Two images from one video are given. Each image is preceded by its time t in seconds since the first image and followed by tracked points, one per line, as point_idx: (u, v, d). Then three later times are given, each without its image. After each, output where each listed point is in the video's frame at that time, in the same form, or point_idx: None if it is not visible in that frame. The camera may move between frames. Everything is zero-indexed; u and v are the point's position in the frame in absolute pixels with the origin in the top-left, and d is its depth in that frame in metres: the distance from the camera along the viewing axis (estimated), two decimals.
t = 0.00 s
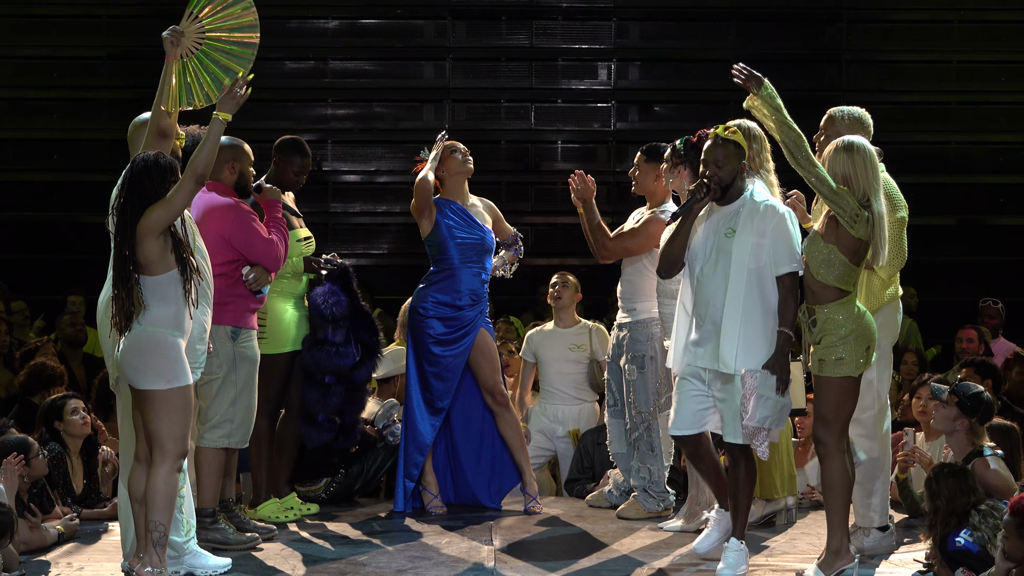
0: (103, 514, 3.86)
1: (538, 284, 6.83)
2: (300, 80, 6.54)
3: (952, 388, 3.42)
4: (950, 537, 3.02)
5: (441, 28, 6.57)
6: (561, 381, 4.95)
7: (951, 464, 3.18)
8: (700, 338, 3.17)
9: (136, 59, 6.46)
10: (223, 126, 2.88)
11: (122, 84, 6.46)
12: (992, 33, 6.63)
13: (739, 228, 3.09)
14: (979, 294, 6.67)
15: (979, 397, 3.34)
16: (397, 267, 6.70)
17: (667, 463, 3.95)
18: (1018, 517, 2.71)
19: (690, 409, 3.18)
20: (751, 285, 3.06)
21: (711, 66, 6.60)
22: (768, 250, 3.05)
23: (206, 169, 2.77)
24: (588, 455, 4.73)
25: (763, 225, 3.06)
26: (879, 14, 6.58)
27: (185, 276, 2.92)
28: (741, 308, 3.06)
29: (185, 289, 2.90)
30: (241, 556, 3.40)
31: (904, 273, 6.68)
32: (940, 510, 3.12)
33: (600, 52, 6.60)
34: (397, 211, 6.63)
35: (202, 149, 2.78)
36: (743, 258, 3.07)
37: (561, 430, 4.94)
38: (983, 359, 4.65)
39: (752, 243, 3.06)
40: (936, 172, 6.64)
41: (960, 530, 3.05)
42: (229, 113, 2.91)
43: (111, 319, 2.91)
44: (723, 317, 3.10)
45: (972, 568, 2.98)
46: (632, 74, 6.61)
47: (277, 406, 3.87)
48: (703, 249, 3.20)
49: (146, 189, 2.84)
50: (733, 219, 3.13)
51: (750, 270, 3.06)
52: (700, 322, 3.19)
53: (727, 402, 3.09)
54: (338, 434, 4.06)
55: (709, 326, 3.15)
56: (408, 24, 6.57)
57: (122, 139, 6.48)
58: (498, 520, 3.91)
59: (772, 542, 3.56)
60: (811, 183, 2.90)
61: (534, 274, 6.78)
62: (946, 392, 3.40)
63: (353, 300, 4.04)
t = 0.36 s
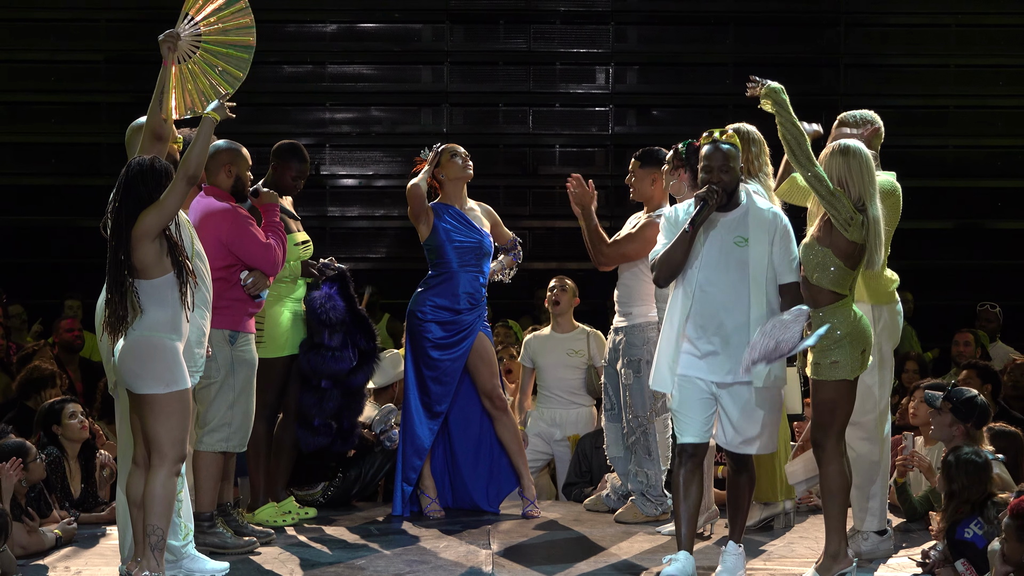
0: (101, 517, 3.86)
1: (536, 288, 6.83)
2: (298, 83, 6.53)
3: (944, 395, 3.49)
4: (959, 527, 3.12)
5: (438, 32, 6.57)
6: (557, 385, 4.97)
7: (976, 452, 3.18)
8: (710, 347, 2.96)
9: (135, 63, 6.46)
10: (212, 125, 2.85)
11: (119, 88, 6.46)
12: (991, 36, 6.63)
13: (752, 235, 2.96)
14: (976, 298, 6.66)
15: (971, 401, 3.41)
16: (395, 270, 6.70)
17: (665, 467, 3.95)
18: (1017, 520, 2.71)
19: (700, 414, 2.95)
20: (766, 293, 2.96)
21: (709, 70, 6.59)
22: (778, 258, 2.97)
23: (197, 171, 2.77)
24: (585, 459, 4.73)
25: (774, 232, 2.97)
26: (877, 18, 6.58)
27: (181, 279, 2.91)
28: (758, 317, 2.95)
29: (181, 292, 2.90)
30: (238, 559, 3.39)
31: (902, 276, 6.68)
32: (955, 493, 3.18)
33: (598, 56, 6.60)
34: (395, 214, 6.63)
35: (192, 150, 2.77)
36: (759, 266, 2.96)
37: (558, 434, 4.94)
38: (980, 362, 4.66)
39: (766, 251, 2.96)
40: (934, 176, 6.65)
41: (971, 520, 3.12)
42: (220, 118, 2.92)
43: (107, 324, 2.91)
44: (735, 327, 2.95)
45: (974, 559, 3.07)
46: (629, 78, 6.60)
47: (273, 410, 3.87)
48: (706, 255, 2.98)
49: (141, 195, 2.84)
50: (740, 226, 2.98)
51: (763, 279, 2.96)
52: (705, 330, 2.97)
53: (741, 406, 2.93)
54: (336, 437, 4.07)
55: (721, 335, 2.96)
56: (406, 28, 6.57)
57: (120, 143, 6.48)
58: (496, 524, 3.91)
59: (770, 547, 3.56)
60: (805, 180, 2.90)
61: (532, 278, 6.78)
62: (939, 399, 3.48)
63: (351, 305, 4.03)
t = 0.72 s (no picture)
0: (100, 519, 3.86)
1: (535, 289, 6.82)
2: (297, 85, 6.53)
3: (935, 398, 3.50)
4: (980, 515, 3.08)
5: (437, 34, 6.57)
6: (556, 387, 4.97)
7: (1002, 434, 3.22)
8: (701, 356, 2.69)
9: (135, 66, 6.46)
10: (208, 137, 2.79)
11: (118, 90, 6.46)
12: (990, 39, 6.63)
13: (741, 237, 2.73)
14: (975, 300, 6.66)
15: (965, 401, 3.43)
16: (394, 272, 6.70)
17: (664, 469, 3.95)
18: (1015, 523, 2.71)
19: (689, 427, 2.69)
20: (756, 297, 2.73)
21: (708, 72, 6.59)
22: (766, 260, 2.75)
23: (193, 177, 2.75)
24: (584, 462, 4.73)
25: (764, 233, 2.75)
26: (877, 20, 6.57)
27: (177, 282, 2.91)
28: (748, 323, 2.72)
29: (177, 295, 2.90)
30: (237, 561, 3.40)
31: (901, 278, 6.67)
32: (982, 474, 3.18)
33: (597, 58, 6.60)
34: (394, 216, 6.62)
35: (191, 155, 2.76)
36: (749, 269, 2.73)
37: (557, 436, 4.94)
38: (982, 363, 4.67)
39: (756, 253, 2.74)
40: (933, 178, 6.65)
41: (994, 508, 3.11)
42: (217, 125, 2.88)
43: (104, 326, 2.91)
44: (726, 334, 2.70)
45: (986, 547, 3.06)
46: (628, 80, 6.60)
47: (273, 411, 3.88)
48: (694, 256, 2.71)
49: (138, 197, 2.84)
50: (727, 228, 2.73)
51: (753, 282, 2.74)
52: (695, 337, 2.69)
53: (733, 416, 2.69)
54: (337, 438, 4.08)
55: (711, 343, 2.69)
56: (405, 30, 6.56)
57: (119, 145, 6.48)
58: (494, 526, 3.91)
59: (770, 549, 3.56)
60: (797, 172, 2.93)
61: (531, 280, 6.78)
62: (933, 402, 3.49)
63: (350, 306, 4.03)
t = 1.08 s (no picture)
0: (99, 521, 3.87)
1: (535, 291, 6.82)
2: (297, 86, 6.54)
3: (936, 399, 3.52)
4: (991, 516, 3.07)
5: (437, 35, 6.57)
6: (556, 389, 4.96)
7: (1016, 435, 3.22)
8: (700, 371, 2.54)
9: (135, 68, 6.47)
10: (216, 144, 2.80)
11: (118, 92, 6.47)
12: (990, 40, 6.63)
13: (746, 249, 2.60)
14: (975, 302, 6.65)
15: (962, 402, 3.43)
16: (393, 274, 6.69)
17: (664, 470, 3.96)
18: (1016, 524, 2.71)
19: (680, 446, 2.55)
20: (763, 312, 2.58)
21: (708, 73, 6.59)
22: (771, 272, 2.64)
23: (196, 183, 2.76)
24: (584, 463, 4.73)
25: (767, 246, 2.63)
26: (876, 21, 6.57)
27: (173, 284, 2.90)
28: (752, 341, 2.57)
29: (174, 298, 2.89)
30: (237, 562, 3.40)
31: (901, 280, 6.67)
32: (998, 474, 3.15)
33: (596, 60, 6.60)
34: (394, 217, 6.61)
35: (194, 161, 2.78)
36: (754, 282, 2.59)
37: (556, 437, 4.94)
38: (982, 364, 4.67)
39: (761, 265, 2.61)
40: (933, 179, 6.65)
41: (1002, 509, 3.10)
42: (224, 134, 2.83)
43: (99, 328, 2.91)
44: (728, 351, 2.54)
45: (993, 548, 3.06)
46: (628, 81, 6.60)
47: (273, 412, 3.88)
48: (697, 267, 2.57)
49: (134, 200, 2.83)
50: (733, 239, 2.60)
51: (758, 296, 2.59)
52: (693, 353, 2.55)
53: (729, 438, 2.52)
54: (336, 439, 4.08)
55: (713, 358, 2.54)
56: (405, 31, 6.56)
57: (119, 146, 6.48)
58: (493, 528, 3.91)
59: (769, 550, 3.56)
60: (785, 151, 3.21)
61: (531, 281, 6.78)
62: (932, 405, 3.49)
63: (349, 308, 4.03)
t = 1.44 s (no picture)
0: (100, 521, 3.87)
1: (534, 291, 6.82)
2: (297, 87, 6.54)
3: (936, 399, 3.54)
4: (991, 517, 3.09)
5: (438, 35, 6.57)
6: (556, 389, 4.96)
7: (1018, 435, 3.18)
8: (726, 370, 2.39)
9: (135, 68, 6.47)
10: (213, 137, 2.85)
11: (118, 92, 6.47)
12: (990, 40, 6.63)
13: (772, 239, 2.45)
14: (974, 302, 6.66)
15: (964, 403, 3.44)
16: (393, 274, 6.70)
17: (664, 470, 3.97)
18: (1016, 523, 2.71)
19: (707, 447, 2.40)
20: (793, 306, 2.45)
21: (708, 74, 6.60)
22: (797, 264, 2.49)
23: (192, 177, 2.74)
24: (585, 463, 4.76)
25: (794, 237, 2.48)
26: (877, 21, 6.57)
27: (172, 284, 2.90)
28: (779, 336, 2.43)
29: (172, 297, 2.89)
30: (237, 562, 3.40)
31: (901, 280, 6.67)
32: (1000, 474, 3.13)
33: (597, 60, 6.60)
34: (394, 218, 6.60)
35: (191, 158, 2.77)
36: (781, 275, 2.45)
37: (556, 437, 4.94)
38: (983, 364, 4.67)
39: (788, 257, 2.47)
40: (933, 179, 6.65)
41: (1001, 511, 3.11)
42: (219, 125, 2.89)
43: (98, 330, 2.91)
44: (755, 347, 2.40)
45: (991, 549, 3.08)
46: (628, 82, 6.60)
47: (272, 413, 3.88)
48: (719, 260, 2.42)
49: (133, 199, 2.83)
50: (756, 229, 2.45)
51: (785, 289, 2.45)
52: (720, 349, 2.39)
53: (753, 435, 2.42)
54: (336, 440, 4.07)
55: (739, 356, 2.40)
56: (405, 31, 6.56)
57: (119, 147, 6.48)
58: (493, 528, 3.91)
59: (769, 550, 3.56)
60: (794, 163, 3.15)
61: (530, 282, 6.78)
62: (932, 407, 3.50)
63: (349, 309, 4.03)
